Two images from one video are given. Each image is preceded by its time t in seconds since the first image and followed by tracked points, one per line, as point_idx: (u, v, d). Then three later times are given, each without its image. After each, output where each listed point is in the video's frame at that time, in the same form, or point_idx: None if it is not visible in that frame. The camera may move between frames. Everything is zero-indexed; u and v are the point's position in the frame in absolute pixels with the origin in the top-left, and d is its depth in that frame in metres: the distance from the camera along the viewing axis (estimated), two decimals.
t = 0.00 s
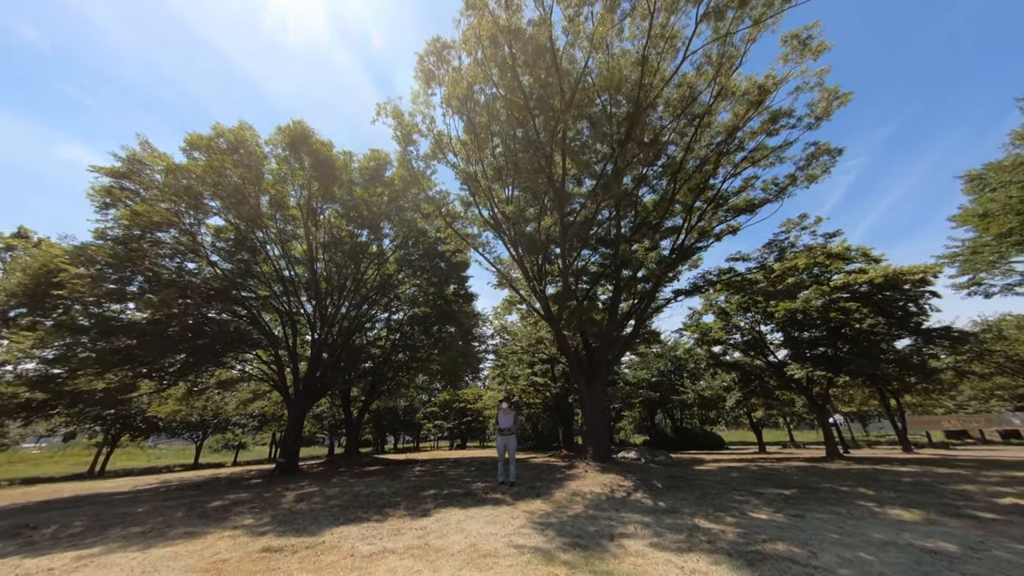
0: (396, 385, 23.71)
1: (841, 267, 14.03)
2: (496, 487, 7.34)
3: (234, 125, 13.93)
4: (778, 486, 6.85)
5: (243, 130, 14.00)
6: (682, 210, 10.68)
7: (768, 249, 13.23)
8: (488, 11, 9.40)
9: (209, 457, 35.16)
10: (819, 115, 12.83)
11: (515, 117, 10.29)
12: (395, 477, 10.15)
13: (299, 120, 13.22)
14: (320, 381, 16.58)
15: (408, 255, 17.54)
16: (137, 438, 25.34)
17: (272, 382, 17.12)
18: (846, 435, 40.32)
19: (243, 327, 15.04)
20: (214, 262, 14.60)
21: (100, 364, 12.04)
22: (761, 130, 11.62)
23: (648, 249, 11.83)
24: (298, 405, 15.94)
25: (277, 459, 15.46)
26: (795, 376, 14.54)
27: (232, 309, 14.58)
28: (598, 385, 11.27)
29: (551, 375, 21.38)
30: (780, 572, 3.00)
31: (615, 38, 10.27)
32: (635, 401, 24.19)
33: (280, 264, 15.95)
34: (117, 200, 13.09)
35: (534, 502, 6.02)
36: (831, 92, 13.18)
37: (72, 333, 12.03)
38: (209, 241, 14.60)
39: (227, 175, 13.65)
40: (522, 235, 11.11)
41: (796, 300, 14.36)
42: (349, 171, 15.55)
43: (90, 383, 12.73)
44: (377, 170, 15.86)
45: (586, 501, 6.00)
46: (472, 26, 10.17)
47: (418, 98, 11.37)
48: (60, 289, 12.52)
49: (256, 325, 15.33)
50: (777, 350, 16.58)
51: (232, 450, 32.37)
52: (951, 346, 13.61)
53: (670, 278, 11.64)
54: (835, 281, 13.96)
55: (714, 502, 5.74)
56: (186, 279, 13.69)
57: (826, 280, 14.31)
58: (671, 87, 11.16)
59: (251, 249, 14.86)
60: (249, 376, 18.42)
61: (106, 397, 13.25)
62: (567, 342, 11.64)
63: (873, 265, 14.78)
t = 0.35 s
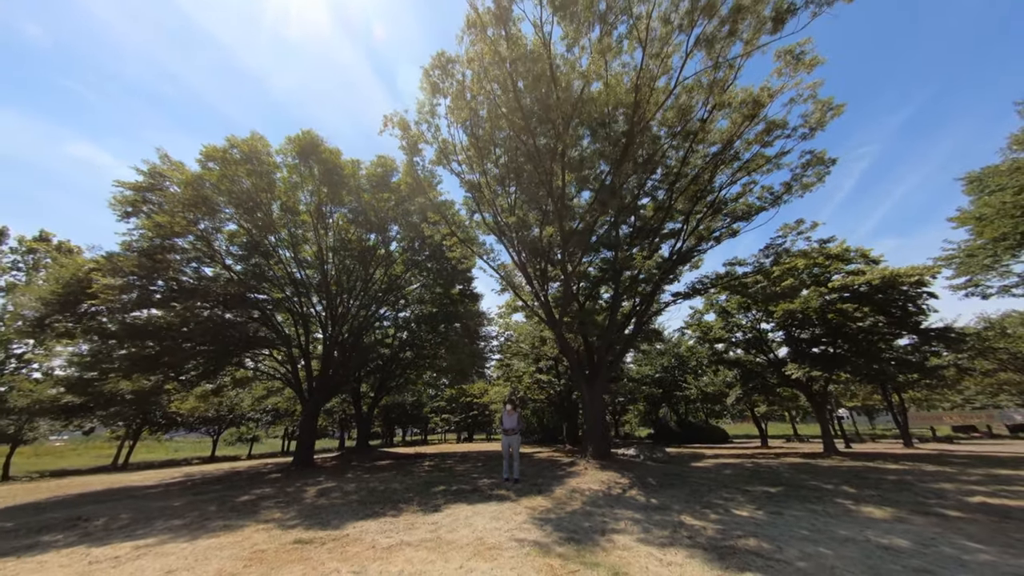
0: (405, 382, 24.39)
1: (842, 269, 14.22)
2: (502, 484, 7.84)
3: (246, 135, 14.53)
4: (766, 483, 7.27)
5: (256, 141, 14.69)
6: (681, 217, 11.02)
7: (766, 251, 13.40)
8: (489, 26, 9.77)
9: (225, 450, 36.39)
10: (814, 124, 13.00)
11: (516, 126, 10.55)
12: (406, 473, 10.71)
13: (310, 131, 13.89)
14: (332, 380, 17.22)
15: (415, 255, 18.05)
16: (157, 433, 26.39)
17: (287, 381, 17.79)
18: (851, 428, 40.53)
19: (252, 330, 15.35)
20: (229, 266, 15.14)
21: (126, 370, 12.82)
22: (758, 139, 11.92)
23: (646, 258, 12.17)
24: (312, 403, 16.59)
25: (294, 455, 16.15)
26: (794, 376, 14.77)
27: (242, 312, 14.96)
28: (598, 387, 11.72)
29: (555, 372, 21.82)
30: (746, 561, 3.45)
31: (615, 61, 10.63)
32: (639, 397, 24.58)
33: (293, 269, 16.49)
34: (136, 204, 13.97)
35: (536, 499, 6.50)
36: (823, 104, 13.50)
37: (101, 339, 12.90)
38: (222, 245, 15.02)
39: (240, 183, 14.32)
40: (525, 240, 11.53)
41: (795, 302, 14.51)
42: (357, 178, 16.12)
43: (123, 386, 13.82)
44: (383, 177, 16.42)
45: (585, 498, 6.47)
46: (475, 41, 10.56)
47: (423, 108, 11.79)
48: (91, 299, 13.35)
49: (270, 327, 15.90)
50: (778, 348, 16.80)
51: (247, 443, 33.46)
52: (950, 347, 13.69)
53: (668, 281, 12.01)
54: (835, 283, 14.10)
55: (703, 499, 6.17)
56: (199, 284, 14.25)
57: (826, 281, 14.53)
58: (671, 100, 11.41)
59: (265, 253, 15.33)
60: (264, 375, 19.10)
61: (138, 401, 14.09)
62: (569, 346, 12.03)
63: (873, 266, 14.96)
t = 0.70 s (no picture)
0: (418, 377, 25.10)
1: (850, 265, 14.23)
2: (514, 478, 8.31)
3: (264, 145, 15.24)
4: (767, 479, 7.57)
5: (273, 150, 15.36)
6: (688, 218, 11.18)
7: (773, 250, 13.44)
8: (494, 37, 10.08)
9: (247, 441, 37.97)
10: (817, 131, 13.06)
11: (523, 132, 10.79)
12: (423, 467, 11.29)
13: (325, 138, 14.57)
14: (349, 376, 17.88)
15: (426, 253, 18.44)
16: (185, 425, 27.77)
17: (306, 378, 18.55)
18: (865, 420, 40.18)
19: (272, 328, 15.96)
20: (250, 268, 15.82)
21: (161, 370, 13.69)
22: (763, 142, 12.08)
23: (652, 259, 12.34)
24: (330, 399, 17.29)
25: (316, 448, 16.90)
26: (801, 372, 14.85)
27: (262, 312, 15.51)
28: (606, 385, 12.05)
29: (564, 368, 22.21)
30: (735, 552, 3.84)
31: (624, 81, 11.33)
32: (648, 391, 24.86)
33: (309, 269, 17.00)
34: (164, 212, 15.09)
35: (546, 493, 6.94)
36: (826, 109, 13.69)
37: (137, 341, 13.94)
38: (241, 246, 15.60)
39: (257, 189, 14.90)
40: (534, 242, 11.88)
41: (802, 299, 14.56)
42: (370, 182, 16.66)
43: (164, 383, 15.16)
44: (395, 181, 16.93)
45: (592, 492, 6.88)
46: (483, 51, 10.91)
47: (433, 116, 12.17)
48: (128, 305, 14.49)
49: (290, 326, 16.59)
50: (787, 343, 16.81)
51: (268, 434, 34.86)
52: (964, 343, 13.49)
53: (676, 281, 12.21)
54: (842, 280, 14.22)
55: (704, 494, 6.53)
56: (223, 287, 14.93)
57: (835, 278, 14.56)
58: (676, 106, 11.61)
59: (282, 255, 15.96)
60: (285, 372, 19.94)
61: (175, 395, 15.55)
62: (577, 346, 12.36)
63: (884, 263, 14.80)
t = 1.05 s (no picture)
0: (433, 370, 25.76)
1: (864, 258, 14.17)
2: (530, 470, 8.73)
3: (284, 151, 15.88)
4: (777, 472, 7.80)
5: (292, 155, 15.97)
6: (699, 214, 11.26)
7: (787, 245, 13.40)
8: (505, 42, 10.28)
9: (271, 431, 39.57)
10: (830, 129, 13.02)
11: (534, 134, 11.01)
12: (442, 458, 11.81)
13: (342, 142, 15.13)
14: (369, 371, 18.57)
15: (440, 251, 18.80)
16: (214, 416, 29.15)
17: (328, 373, 19.32)
18: (884, 411, 39.60)
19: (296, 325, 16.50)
20: (272, 268, 16.53)
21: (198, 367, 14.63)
22: (776, 139, 12.04)
23: (664, 256, 12.43)
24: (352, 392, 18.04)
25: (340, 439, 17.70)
26: (814, 366, 14.83)
27: (285, 310, 16.14)
28: (618, 380, 12.32)
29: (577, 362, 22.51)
30: (740, 543, 4.15)
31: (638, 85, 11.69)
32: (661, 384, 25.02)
33: (327, 266, 17.54)
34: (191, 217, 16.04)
35: (562, 485, 7.31)
36: (839, 108, 13.70)
37: (174, 340, 14.89)
38: (262, 247, 16.28)
39: (277, 191, 15.46)
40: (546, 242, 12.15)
41: (816, 294, 14.44)
42: (385, 183, 17.14)
43: (206, 379, 16.33)
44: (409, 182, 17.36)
45: (606, 484, 7.24)
46: (496, 57, 11.18)
47: (447, 118, 12.45)
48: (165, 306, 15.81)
49: (311, 324, 17.27)
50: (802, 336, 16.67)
51: (291, 425, 36.25)
52: (986, 335, 13.21)
53: (689, 277, 12.30)
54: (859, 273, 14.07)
55: (714, 487, 6.79)
56: (246, 286, 15.62)
57: (851, 271, 14.45)
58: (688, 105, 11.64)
59: (302, 254, 16.59)
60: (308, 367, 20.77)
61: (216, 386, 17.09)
62: (590, 342, 12.63)
63: (902, 256, 14.58)
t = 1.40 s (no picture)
0: (448, 364, 26.31)
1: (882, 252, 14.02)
2: (547, 461, 9.07)
3: (303, 153, 16.37)
4: (791, 465, 7.96)
5: (310, 157, 16.47)
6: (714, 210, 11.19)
7: (803, 239, 13.29)
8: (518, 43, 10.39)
9: (291, 422, 40.95)
10: (848, 123, 12.93)
11: (547, 132, 11.15)
12: (461, 450, 12.26)
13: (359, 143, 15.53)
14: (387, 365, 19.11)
15: (454, 247, 19.12)
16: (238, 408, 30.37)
17: (348, 367, 19.97)
18: (906, 403, 38.74)
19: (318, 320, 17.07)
20: (292, 265, 17.08)
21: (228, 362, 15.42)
22: (793, 134, 11.98)
23: (677, 251, 12.44)
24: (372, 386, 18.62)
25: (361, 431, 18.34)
26: (832, 360, 14.71)
27: (306, 308, 16.68)
28: (632, 375, 12.50)
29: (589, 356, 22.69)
30: (750, 530, 4.40)
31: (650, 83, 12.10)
32: (675, 377, 25.02)
33: (344, 263, 17.96)
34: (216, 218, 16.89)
35: (578, 476, 7.62)
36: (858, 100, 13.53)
37: (206, 337, 15.72)
38: (283, 246, 16.77)
39: (296, 192, 15.96)
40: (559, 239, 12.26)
41: (833, 288, 14.29)
42: (400, 182, 17.51)
43: (236, 373, 17.18)
44: (424, 181, 17.70)
45: (621, 476, 7.53)
46: (509, 59, 11.39)
47: (461, 118, 12.68)
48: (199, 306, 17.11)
49: (331, 321, 17.78)
50: (820, 329, 16.45)
51: (311, 416, 37.45)
52: (1014, 328, 12.83)
53: (704, 272, 12.34)
54: (877, 266, 13.84)
55: (727, 478, 7.01)
56: (270, 284, 16.26)
57: (871, 264, 14.24)
58: (701, 102, 11.78)
59: (319, 252, 17.06)
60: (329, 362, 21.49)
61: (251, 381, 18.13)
62: (604, 338, 12.79)
63: (924, 248, 14.27)
